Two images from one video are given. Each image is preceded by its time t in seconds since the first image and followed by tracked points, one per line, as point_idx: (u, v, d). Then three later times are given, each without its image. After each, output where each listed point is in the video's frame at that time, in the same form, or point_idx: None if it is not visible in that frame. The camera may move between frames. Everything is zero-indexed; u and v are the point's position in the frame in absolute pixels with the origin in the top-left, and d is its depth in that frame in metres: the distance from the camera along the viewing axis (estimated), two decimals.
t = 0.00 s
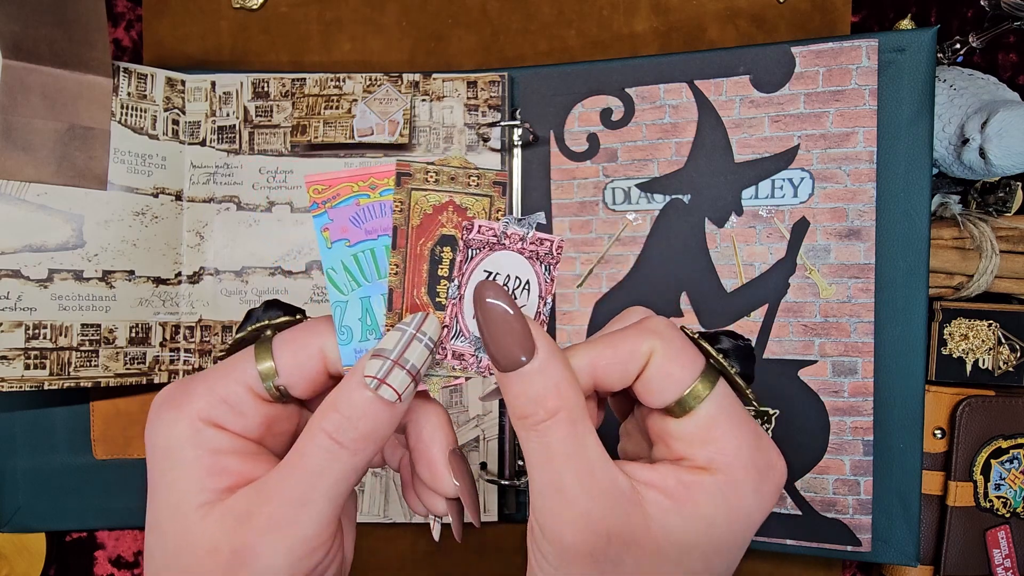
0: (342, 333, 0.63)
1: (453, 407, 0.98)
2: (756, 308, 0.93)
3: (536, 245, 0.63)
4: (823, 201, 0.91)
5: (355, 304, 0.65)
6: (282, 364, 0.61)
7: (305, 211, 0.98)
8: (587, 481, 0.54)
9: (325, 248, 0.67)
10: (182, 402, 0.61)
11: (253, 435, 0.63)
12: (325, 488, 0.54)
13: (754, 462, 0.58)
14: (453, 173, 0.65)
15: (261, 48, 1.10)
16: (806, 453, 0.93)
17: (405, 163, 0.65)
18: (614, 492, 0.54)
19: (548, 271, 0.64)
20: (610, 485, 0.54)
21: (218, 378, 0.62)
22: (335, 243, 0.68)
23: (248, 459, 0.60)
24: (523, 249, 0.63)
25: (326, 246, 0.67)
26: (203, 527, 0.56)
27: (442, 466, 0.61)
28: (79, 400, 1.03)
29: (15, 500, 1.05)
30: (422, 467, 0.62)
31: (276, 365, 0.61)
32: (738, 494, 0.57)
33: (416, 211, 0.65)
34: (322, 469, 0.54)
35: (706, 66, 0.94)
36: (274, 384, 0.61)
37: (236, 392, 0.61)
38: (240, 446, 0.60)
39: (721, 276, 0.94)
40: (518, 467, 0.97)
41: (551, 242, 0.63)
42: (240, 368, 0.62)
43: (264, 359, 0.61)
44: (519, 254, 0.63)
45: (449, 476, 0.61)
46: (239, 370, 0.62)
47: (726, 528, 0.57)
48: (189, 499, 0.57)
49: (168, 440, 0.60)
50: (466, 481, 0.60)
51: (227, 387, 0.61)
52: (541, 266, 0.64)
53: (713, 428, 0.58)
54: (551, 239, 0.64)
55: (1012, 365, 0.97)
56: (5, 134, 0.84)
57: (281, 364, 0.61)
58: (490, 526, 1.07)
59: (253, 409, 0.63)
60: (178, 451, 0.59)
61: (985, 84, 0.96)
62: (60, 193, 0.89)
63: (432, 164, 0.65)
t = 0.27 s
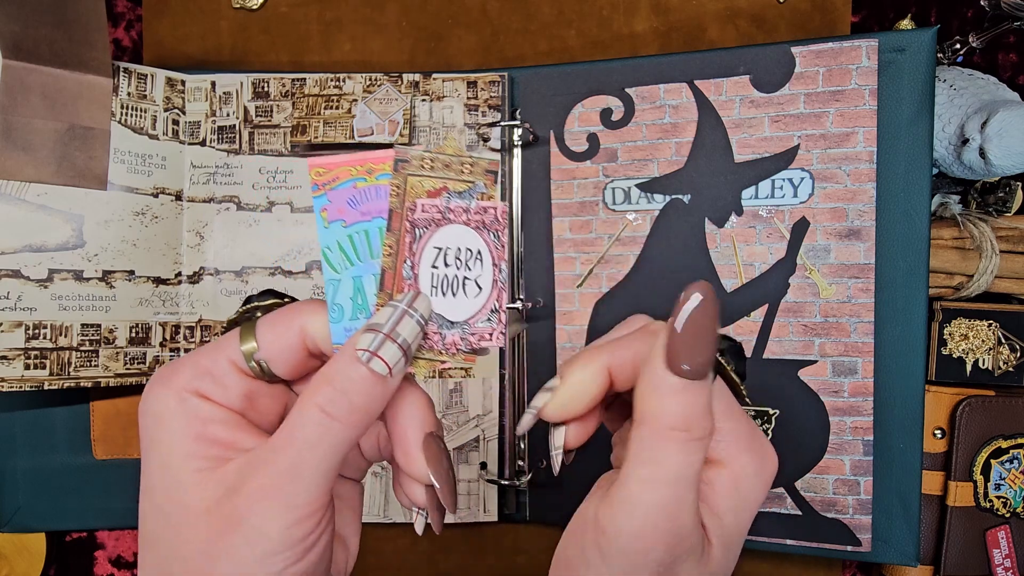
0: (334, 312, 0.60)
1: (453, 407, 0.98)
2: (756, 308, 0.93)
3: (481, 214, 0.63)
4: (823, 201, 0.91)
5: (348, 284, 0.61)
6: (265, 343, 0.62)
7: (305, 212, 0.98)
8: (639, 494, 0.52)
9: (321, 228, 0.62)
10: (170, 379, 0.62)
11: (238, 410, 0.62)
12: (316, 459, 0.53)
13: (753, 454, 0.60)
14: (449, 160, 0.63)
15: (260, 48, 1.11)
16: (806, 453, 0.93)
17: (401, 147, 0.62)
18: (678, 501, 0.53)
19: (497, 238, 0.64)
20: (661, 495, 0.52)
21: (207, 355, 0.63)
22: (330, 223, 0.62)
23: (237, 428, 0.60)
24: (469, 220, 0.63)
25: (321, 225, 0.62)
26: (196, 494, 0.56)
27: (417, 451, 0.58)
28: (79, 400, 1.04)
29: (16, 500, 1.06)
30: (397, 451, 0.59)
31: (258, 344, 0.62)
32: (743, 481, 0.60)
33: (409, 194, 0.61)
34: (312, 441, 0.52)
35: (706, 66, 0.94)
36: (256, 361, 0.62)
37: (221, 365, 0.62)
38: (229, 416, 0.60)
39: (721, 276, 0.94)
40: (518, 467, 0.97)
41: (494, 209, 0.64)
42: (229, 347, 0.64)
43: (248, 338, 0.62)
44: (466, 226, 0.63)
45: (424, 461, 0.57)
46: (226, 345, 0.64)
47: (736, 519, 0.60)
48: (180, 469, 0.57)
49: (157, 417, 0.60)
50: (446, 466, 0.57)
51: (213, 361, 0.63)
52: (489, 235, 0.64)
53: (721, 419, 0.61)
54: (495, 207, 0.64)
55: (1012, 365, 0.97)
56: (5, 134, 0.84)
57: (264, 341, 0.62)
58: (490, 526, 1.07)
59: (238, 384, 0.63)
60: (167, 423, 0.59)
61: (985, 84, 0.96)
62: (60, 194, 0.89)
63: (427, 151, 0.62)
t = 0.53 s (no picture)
0: (320, 300, 0.63)
1: (453, 407, 0.98)
2: (756, 308, 0.93)
3: (471, 200, 0.69)
4: (823, 201, 0.91)
5: (334, 272, 0.66)
6: (246, 334, 0.62)
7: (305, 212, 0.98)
8: (625, 490, 0.55)
9: (307, 215, 0.67)
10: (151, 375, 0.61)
11: (222, 402, 0.62)
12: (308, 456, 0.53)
13: (716, 467, 0.62)
14: (436, 145, 0.67)
15: (260, 48, 1.11)
16: (806, 453, 0.93)
17: (388, 132, 0.66)
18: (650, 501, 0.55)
19: (485, 224, 0.69)
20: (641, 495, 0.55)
21: (189, 350, 0.63)
22: (316, 209, 0.67)
23: (225, 423, 0.60)
24: (458, 206, 0.68)
25: (306, 212, 0.67)
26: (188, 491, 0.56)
27: (406, 444, 0.57)
28: (79, 400, 1.04)
29: (16, 500, 1.06)
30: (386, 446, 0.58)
31: (240, 336, 0.62)
32: (711, 496, 0.61)
33: (397, 179, 0.66)
34: (305, 439, 0.52)
35: (706, 66, 0.94)
36: (239, 354, 0.62)
37: (204, 360, 0.63)
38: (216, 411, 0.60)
39: (721, 276, 0.94)
40: (518, 467, 0.97)
41: (483, 195, 0.68)
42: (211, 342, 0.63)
43: (230, 331, 0.62)
44: (455, 212, 0.68)
45: (413, 454, 0.57)
46: (208, 340, 0.64)
47: (704, 533, 0.61)
48: (170, 466, 0.57)
49: (140, 414, 0.59)
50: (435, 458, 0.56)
51: (196, 356, 0.63)
52: (479, 220, 0.69)
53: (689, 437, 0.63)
54: (484, 192, 0.68)
55: (1011, 365, 0.97)
56: (5, 134, 0.84)
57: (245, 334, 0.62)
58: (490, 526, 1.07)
59: (221, 377, 0.63)
60: (153, 421, 0.59)
61: (985, 84, 0.96)
62: (60, 194, 0.89)
63: (414, 135, 0.66)
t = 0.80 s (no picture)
0: (318, 294, 0.68)
1: (453, 407, 0.98)
2: (756, 308, 0.93)
3: (460, 182, 0.80)
4: (823, 201, 0.91)
5: (328, 262, 0.75)
6: (243, 330, 0.62)
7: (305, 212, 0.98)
8: (631, 498, 0.55)
9: (297, 206, 0.74)
10: (148, 374, 0.61)
11: (221, 399, 0.62)
12: (306, 448, 0.53)
13: (720, 478, 0.63)
14: (423, 129, 0.78)
15: (260, 48, 1.11)
16: (806, 453, 0.93)
17: (376, 120, 0.76)
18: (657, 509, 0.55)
19: (479, 207, 0.80)
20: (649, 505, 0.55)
21: (186, 346, 0.63)
22: (304, 201, 0.74)
23: (224, 420, 0.60)
24: (449, 189, 0.79)
25: (295, 204, 0.74)
26: (185, 488, 0.56)
27: (406, 438, 0.58)
28: (79, 400, 1.04)
29: (16, 500, 1.05)
30: (386, 441, 0.59)
31: (237, 332, 0.62)
32: (716, 505, 0.62)
33: (389, 163, 0.76)
34: (303, 432, 0.52)
35: (706, 66, 0.94)
36: (236, 350, 0.62)
37: (201, 357, 0.62)
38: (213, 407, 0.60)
39: (721, 276, 0.94)
40: (518, 466, 0.97)
41: (474, 178, 0.80)
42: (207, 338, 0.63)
43: (227, 328, 0.62)
44: (447, 196, 0.79)
45: (413, 448, 0.57)
46: (204, 337, 0.64)
47: (707, 540, 0.61)
48: (169, 464, 0.58)
49: (139, 412, 0.60)
50: (434, 453, 0.56)
51: (193, 353, 0.63)
52: (471, 203, 0.80)
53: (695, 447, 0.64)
54: (473, 174, 0.80)
55: (1011, 365, 0.97)
56: (4, 134, 0.84)
57: (243, 329, 0.62)
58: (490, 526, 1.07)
59: (219, 374, 0.63)
60: (152, 418, 0.59)
61: (985, 84, 0.96)
62: (60, 194, 0.89)
63: (402, 121, 0.77)
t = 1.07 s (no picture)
0: (318, 299, 0.65)
1: (453, 407, 0.98)
2: (756, 308, 0.93)
3: (463, 184, 0.80)
4: (823, 201, 0.91)
5: (329, 263, 0.75)
6: (241, 334, 0.62)
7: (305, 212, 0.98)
8: (638, 499, 0.55)
9: (297, 209, 0.76)
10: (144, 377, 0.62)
11: (217, 404, 0.62)
12: (305, 452, 0.53)
13: (727, 480, 0.62)
14: (426, 129, 0.78)
15: (260, 48, 1.11)
16: (806, 453, 0.93)
17: (377, 123, 0.77)
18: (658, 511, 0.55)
19: (480, 209, 0.80)
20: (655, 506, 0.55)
21: (183, 351, 0.63)
22: (305, 203, 0.76)
23: (219, 425, 0.60)
24: (452, 192, 0.80)
25: (296, 206, 0.76)
26: (181, 493, 0.56)
27: (406, 447, 0.56)
28: (79, 399, 1.04)
29: (16, 500, 1.05)
30: (386, 449, 0.58)
31: (235, 336, 0.62)
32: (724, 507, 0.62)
33: (391, 165, 0.77)
34: (300, 435, 0.52)
35: (706, 66, 0.94)
36: (234, 354, 0.62)
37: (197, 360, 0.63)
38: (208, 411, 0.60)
39: (721, 276, 0.94)
40: (518, 466, 0.97)
41: (475, 179, 0.80)
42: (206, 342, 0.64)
43: (225, 331, 0.62)
44: (450, 198, 0.80)
45: (413, 458, 0.56)
46: (202, 341, 0.64)
47: (713, 542, 0.61)
48: (164, 468, 0.57)
49: (134, 416, 0.60)
50: (432, 462, 0.55)
51: (190, 357, 0.63)
52: (473, 206, 0.80)
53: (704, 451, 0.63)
54: (475, 175, 0.80)
55: (1011, 365, 0.97)
56: (4, 134, 0.84)
57: (241, 332, 0.62)
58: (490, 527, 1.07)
59: (216, 378, 0.63)
60: (147, 421, 0.59)
61: (985, 84, 0.96)
62: (60, 194, 0.89)
63: (404, 122, 0.77)
